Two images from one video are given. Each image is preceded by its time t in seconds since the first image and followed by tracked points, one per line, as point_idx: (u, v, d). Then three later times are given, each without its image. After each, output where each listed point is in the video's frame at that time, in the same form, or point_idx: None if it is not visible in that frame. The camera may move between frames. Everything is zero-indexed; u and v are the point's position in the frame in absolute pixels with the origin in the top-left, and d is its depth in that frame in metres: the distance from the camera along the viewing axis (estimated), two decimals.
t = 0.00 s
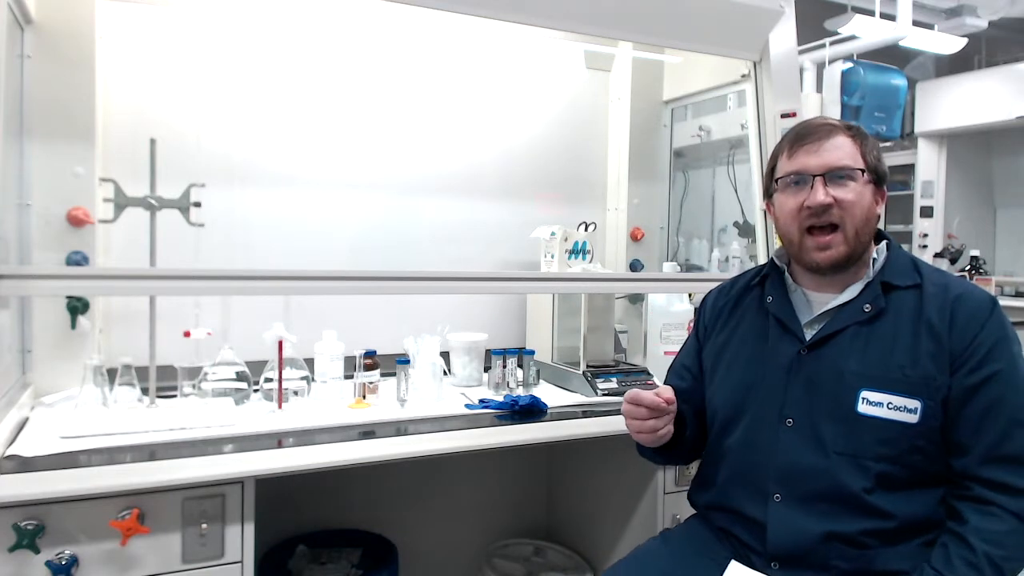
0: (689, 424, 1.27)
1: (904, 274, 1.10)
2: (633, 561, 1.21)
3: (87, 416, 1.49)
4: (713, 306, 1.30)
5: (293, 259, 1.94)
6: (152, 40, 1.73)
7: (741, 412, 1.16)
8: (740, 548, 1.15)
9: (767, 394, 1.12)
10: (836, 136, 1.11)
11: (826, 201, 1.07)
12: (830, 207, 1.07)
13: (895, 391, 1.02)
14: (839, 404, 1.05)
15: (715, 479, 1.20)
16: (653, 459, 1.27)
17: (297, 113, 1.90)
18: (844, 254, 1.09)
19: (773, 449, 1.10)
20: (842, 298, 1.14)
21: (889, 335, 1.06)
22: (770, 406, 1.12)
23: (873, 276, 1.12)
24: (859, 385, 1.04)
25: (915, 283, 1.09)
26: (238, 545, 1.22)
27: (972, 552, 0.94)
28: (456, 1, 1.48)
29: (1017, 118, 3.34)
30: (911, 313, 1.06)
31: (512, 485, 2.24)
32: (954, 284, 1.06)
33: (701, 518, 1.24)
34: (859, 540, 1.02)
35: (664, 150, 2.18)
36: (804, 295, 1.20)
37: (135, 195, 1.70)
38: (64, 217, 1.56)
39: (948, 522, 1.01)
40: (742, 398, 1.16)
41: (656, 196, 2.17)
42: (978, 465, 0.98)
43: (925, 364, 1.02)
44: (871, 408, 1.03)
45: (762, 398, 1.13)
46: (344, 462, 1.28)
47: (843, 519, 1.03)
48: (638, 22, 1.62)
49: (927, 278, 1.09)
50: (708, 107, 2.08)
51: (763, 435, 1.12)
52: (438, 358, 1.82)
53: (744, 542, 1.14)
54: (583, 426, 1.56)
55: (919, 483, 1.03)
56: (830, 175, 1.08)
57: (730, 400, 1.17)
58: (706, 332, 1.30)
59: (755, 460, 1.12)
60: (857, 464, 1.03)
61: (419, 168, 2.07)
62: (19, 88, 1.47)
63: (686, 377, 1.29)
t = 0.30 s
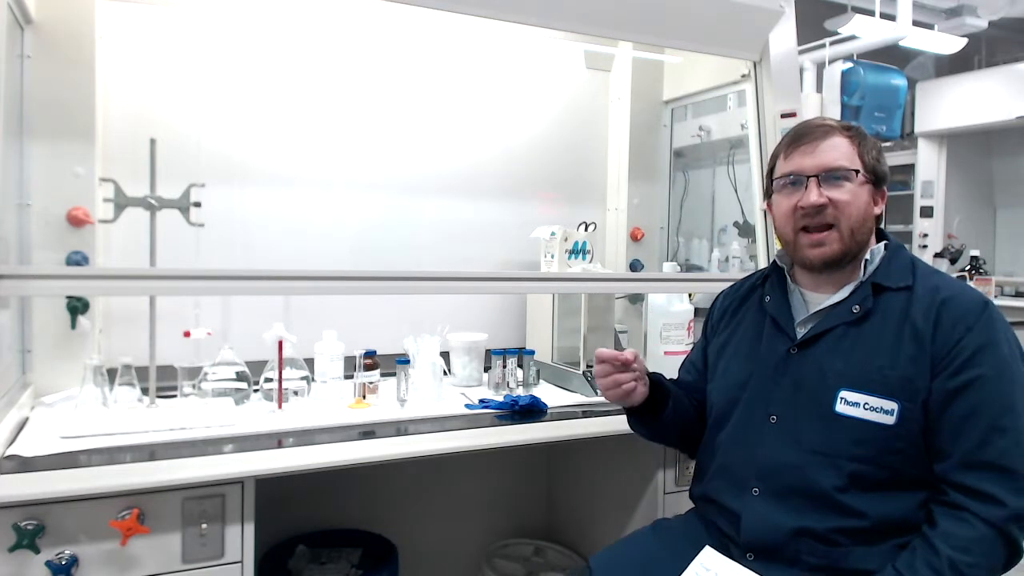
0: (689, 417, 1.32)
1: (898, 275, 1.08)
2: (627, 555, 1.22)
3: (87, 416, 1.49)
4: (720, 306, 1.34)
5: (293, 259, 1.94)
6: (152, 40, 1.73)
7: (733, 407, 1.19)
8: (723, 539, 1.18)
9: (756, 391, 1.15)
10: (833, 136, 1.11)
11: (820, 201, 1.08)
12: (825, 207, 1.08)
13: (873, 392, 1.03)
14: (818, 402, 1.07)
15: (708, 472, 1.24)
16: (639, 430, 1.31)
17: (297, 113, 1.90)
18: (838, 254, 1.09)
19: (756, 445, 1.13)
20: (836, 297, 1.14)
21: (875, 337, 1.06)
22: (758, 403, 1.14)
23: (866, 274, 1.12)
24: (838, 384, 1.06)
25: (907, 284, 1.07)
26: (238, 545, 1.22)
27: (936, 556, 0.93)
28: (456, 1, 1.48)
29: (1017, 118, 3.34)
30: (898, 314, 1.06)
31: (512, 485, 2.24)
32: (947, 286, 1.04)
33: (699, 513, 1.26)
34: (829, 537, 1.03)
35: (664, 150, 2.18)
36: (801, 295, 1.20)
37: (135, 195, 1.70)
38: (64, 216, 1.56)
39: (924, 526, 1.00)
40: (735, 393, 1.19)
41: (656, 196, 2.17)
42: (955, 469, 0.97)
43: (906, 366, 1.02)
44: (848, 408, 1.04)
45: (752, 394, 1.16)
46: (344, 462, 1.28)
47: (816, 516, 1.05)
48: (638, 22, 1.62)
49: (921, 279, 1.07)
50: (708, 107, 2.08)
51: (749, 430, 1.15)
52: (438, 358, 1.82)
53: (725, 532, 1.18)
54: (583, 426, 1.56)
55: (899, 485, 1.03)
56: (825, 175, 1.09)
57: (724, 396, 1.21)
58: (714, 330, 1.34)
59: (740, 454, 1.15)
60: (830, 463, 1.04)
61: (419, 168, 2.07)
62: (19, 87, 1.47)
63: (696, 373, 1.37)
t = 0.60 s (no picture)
0: (688, 403, 1.42)
1: (892, 276, 1.08)
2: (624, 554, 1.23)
3: (87, 416, 1.49)
4: (726, 306, 1.36)
5: (293, 259, 1.94)
6: (153, 39, 1.73)
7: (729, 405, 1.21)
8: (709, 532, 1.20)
9: (750, 388, 1.17)
10: (829, 139, 1.11)
11: (818, 206, 1.09)
12: (823, 211, 1.09)
13: (856, 393, 1.03)
14: (804, 401, 1.09)
15: (704, 468, 1.26)
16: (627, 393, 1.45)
17: (297, 113, 1.90)
18: (837, 257, 1.10)
19: (745, 441, 1.15)
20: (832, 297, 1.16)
21: (862, 338, 1.06)
22: (750, 401, 1.16)
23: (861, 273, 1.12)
24: (823, 384, 1.07)
25: (900, 285, 1.07)
26: (238, 545, 1.22)
27: (906, 556, 0.93)
28: (456, 1, 1.48)
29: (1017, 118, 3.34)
30: (888, 316, 1.06)
31: (512, 485, 2.24)
32: (939, 288, 1.03)
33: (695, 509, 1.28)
34: (808, 533, 1.05)
35: (664, 150, 2.18)
36: (800, 293, 1.21)
37: (135, 195, 1.70)
38: (64, 217, 1.55)
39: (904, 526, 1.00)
40: (732, 391, 1.21)
41: (656, 196, 2.17)
42: (933, 473, 0.96)
43: (890, 368, 1.02)
44: (831, 408, 1.05)
45: (745, 392, 1.17)
46: (344, 462, 1.29)
47: (797, 512, 1.07)
48: (637, 23, 1.62)
49: (915, 281, 1.07)
50: (708, 107, 2.08)
51: (740, 427, 1.17)
52: (439, 358, 1.82)
53: (711, 526, 1.20)
54: (582, 426, 1.56)
55: (882, 486, 1.03)
56: (822, 179, 1.09)
57: (722, 394, 1.23)
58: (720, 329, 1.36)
59: (729, 451, 1.17)
60: (812, 460, 1.06)
61: (419, 168, 2.07)
62: (20, 87, 1.47)
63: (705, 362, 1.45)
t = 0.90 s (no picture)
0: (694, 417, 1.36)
1: (893, 277, 1.08)
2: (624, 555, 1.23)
3: (87, 416, 1.49)
4: (726, 307, 1.35)
5: (293, 259, 1.94)
6: (152, 40, 1.73)
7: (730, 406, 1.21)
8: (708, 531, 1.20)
9: (750, 389, 1.17)
10: (827, 144, 1.10)
11: (820, 212, 1.08)
12: (825, 217, 1.08)
13: (857, 394, 1.03)
14: (805, 402, 1.08)
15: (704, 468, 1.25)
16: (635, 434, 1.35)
17: (297, 113, 1.90)
18: (840, 261, 1.10)
19: (745, 442, 1.15)
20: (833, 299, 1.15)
21: (862, 340, 1.06)
22: (751, 401, 1.16)
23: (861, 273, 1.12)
24: (824, 384, 1.07)
25: (901, 286, 1.06)
26: (238, 546, 1.22)
27: (905, 555, 0.94)
28: (457, 1, 1.48)
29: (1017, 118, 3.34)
30: (888, 317, 1.05)
31: (512, 485, 2.24)
32: (939, 289, 1.03)
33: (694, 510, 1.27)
34: (807, 533, 1.05)
35: (664, 150, 2.18)
36: (800, 294, 1.21)
37: (135, 195, 1.70)
38: (64, 217, 1.55)
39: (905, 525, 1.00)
40: (733, 391, 1.21)
41: (656, 196, 2.17)
42: (933, 473, 0.96)
43: (891, 368, 1.02)
44: (832, 408, 1.05)
45: (745, 393, 1.17)
46: (344, 462, 1.28)
47: (796, 512, 1.07)
48: (637, 22, 1.62)
49: (916, 282, 1.06)
50: (708, 107, 2.08)
51: (740, 428, 1.17)
52: (438, 358, 1.82)
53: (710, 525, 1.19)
54: (582, 426, 1.56)
55: (882, 486, 1.03)
56: (823, 185, 1.09)
57: (722, 395, 1.23)
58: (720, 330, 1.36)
59: (729, 452, 1.17)
60: (812, 461, 1.06)
61: (419, 168, 2.07)
62: (20, 87, 1.47)
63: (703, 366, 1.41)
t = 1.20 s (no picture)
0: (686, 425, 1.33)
1: (895, 277, 1.08)
2: (624, 556, 1.23)
3: (87, 416, 1.49)
4: (717, 309, 1.34)
5: (293, 259, 1.94)
6: (152, 39, 1.73)
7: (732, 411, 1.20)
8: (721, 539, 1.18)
9: (754, 393, 1.16)
10: (828, 142, 1.11)
11: (819, 209, 1.08)
12: (824, 215, 1.08)
13: (872, 395, 1.03)
14: (816, 405, 1.07)
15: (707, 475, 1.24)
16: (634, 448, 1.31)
17: (297, 113, 1.90)
18: (838, 259, 1.10)
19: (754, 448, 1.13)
20: (834, 299, 1.15)
21: (870, 340, 1.06)
22: (756, 406, 1.15)
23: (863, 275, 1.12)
24: (837, 386, 1.06)
25: (905, 286, 1.07)
26: (238, 545, 1.22)
27: (934, 554, 0.93)
28: (456, 1, 1.48)
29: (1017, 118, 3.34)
30: (895, 316, 1.06)
31: (511, 485, 2.24)
32: (944, 288, 1.04)
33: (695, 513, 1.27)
34: (829, 538, 1.03)
35: (664, 150, 2.18)
36: (798, 295, 1.21)
37: (135, 195, 1.70)
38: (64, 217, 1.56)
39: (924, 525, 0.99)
40: (735, 397, 1.20)
41: (656, 196, 2.17)
42: (951, 470, 0.96)
43: (904, 368, 1.02)
44: (847, 411, 1.04)
45: (749, 397, 1.16)
46: (344, 462, 1.28)
47: (814, 517, 1.05)
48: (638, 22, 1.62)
49: (919, 282, 1.07)
50: (708, 107, 2.08)
51: (747, 434, 1.15)
52: (438, 358, 1.82)
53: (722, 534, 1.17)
54: (582, 426, 1.56)
55: (899, 486, 1.03)
56: (823, 183, 1.09)
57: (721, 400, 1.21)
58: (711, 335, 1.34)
59: (738, 458, 1.15)
60: (829, 465, 1.04)
61: (419, 168, 2.07)
62: (19, 87, 1.47)
63: (689, 373, 1.38)
